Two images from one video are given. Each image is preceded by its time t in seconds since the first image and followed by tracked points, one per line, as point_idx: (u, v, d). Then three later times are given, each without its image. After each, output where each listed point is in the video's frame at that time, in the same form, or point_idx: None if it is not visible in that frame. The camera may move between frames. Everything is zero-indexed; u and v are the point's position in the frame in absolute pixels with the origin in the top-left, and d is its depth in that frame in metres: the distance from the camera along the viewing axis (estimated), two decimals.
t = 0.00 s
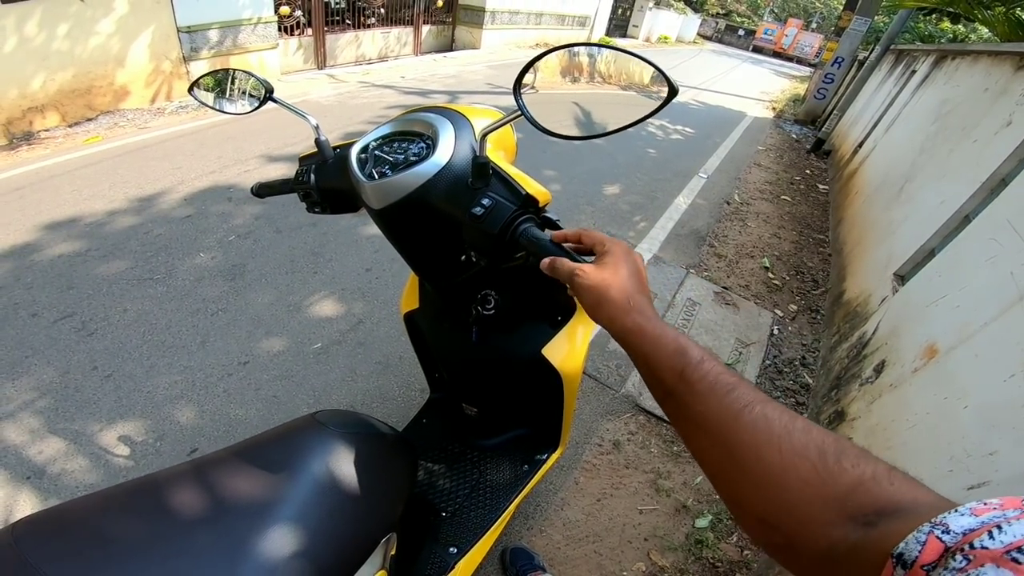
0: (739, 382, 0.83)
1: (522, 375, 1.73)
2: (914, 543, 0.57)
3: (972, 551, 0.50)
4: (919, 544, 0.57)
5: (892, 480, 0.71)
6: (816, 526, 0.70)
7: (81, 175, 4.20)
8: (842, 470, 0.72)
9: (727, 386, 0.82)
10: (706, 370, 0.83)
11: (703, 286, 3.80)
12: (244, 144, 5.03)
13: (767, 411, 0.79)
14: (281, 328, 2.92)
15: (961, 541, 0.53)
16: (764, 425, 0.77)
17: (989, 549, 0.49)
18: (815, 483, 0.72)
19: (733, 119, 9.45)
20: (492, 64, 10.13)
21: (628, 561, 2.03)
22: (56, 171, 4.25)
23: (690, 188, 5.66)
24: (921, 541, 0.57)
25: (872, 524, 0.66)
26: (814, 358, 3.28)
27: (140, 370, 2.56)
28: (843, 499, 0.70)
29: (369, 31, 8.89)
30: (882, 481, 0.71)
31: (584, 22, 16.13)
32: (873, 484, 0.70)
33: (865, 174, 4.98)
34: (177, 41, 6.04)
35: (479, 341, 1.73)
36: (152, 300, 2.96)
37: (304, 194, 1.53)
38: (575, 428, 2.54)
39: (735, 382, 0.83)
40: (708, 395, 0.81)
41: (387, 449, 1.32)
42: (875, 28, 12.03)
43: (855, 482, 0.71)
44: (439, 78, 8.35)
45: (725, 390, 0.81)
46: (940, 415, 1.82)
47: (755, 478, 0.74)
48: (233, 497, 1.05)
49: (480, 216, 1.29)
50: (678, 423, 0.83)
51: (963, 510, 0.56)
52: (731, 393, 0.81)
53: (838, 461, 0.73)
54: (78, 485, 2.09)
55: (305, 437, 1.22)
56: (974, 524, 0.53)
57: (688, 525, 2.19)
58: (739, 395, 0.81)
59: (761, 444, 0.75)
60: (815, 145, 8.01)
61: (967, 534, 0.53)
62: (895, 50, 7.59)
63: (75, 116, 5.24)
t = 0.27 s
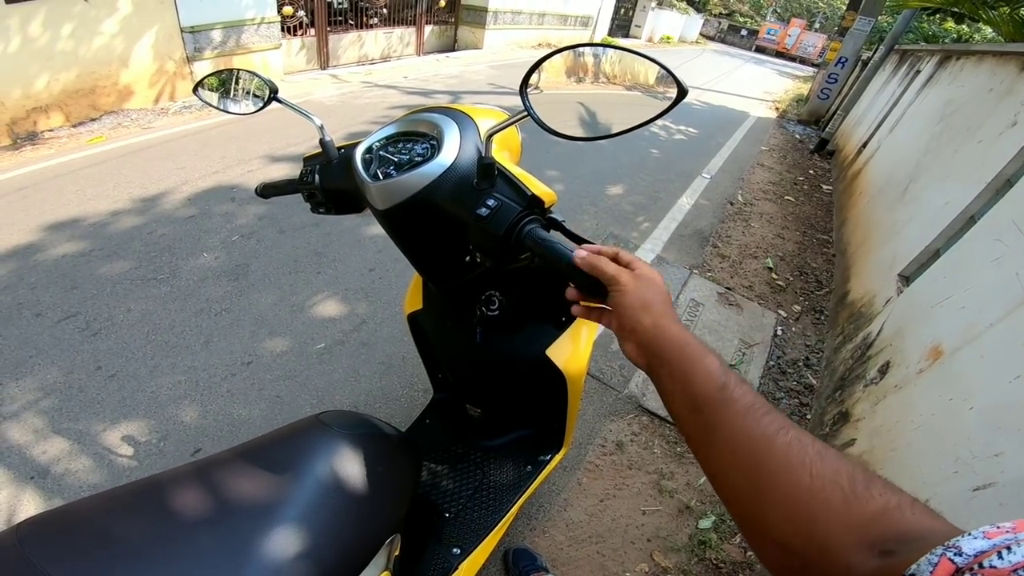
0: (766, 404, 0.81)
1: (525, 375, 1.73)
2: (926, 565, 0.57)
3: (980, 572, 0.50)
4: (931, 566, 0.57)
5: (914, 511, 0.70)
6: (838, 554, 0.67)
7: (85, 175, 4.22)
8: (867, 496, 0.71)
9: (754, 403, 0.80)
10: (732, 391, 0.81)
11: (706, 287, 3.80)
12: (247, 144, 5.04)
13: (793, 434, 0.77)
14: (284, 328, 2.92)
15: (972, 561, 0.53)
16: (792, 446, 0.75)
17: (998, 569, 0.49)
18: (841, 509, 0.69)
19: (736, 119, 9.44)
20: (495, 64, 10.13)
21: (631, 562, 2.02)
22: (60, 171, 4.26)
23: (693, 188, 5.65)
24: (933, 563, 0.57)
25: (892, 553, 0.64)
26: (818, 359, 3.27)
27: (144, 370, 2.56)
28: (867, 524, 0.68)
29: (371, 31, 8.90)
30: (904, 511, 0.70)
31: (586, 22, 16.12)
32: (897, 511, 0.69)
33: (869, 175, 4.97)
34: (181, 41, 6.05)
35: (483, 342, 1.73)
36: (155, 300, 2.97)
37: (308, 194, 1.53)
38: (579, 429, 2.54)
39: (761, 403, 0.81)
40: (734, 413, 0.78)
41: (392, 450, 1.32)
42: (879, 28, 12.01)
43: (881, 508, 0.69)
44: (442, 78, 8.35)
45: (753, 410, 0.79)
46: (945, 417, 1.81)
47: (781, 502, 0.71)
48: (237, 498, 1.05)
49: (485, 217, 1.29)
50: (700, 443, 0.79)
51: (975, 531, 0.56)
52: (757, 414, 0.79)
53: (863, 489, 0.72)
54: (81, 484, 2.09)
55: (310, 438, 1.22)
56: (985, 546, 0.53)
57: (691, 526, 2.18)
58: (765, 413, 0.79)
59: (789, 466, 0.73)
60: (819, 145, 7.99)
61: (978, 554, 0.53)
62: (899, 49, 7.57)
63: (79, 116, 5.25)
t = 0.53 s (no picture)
0: (768, 390, 0.86)
1: (523, 376, 1.73)
2: (918, 553, 0.57)
3: (976, 561, 0.50)
4: (924, 555, 0.57)
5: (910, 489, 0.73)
6: (831, 529, 0.71)
7: (82, 176, 4.20)
8: (862, 473, 0.75)
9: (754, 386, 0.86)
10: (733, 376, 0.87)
11: (704, 286, 3.80)
12: (244, 145, 5.03)
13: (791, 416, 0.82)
14: (282, 330, 2.91)
15: (967, 550, 0.52)
16: (789, 426, 0.79)
17: (994, 558, 0.49)
18: (835, 486, 0.73)
19: (733, 118, 9.45)
20: (492, 64, 10.12)
21: (630, 561, 2.02)
22: (57, 172, 4.25)
23: (691, 187, 5.66)
24: (926, 552, 0.56)
25: (886, 530, 0.68)
26: (816, 358, 3.27)
27: (142, 372, 2.56)
28: (861, 499, 0.72)
29: (368, 32, 8.89)
30: (900, 488, 0.73)
31: (583, 22, 16.12)
32: (890, 488, 0.73)
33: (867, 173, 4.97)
34: (177, 42, 6.04)
35: (481, 343, 1.73)
36: (153, 302, 2.96)
37: (305, 196, 1.53)
38: (577, 429, 2.54)
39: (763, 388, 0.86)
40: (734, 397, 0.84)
41: (390, 452, 1.31)
42: (875, 27, 12.04)
43: (873, 484, 0.73)
44: (439, 78, 8.35)
45: (754, 394, 0.84)
46: (943, 415, 1.82)
47: (776, 479, 0.76)
48: (236, 500, 1.05)
49: (481, 219, 1.28)
50: (701, 427, 0.85)
51: (969, 520, 0.56)
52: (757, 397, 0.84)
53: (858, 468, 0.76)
54: (80, 487, 2.09)
55: (309, 439, 1.22)
56: (979, 534, 0.53)
57: (690, 526, 2.18)
58: (765, 396, 0.84)
59: (785, 446, 0.77)
60: (816, 144, 8.00)
61: (972, 543, 0.53)
62: (895, 48, 7.59)
63: (75, 117, 5.24)
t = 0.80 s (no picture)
0: (754, 391, 0.83)
1: (525, 375, 1.73)
2: (912, 560, 0.56)
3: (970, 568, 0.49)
4: (916, 561, 0.56)
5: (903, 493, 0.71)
6: (823, 537, 0.68)
7: (81, 178, 4.20)
8: (853, 478, 0.72)
9: (743, 390, 0.83)
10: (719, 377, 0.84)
11: (704, 285, 3.80)
12: (244, 145, 5.03)
13: (778, 418, 0.78)
14: (283, 330, 2.91)
15: (960, 558, 0.52)
16: (776, 430, 0.76)
17: (989, 567, 0.48)
18: (825, 492, 0.70)
19: (732, 117, 9.45)
20: (491, 64, 10.12)
21: (631, 560, 2.03)
22: (57, 174, 4.25)
23: (690, 186, 5.66)
24: (919, 559, 0.56)
25: (879, 537, 0.65)
26: (817, 356, 3.28)
27: (143, 373, 2.56)
28: (854, 505, 0.69)
29: (367, 32, 8.88)
30: (892, 492, 0.70)
31: (581, 21, 16.12)
32: (884, 494, 0.70)
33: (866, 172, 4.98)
34: (176, 42, 6.03)
35: (483, 343, 1.73)
36: (154, 303, 2.96)
37: (306, 196, 1.53)
38: (579, 428, 2.54)
39: (749, 389, 0.83)
40: (719, 400, 0.80)
41: (393, 452, 1.32)
42: (873, 25, 12.05)
43: (866, 490, 0.70)
44: (438, 78, 8.35)
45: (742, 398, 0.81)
46: (943, 414, 1.82)
47: (765, 486, 0.73)
48: (239, 500, 1.05)
49: (484, 219, 1.29)
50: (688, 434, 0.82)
51: (962, 526, 0.56)
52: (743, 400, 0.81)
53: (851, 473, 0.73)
54: (82, 488, 2.09)
55: (311, 439, 1.22)
56: (973, 541, 0.53)
57: (692, 524, 2.19)
58: (754, 400, 0.81)
59: (773, 451, 0.74)
60: (815, 143, 8.01)
61: (965, 551, 0.52)
62: (893, 47, 7.60)
63: (74, 118, 5.24)
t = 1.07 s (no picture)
0: (753, 388, 0.84)
1: (527, 375, 1.74)
2: (920, 552, 0.57)
3: (979, 561, 0.50)
4: (925, 554, 0.57)
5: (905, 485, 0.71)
6: (826, 532, 0.69)
7: (84, 179, 4.22)
8: (854, 471, 0.73)
9: (743, 387, 0.84)
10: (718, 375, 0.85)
11: (705, 285, 3.81)
12: (246, 147, 5.04)
13: (779, 414, 0.80)
14: (286, 331, 2.93)
15: (967, 549, 0.53)
16: (776, 425, 0.77)
17: (997, 559, 0.49)
18: (825, 486, 0.72)
19: (732, 118, 9.47)
20: (492, 65, 10.14)
21: (633, 559, 2.04)
22: (59, 175, 4.26)
23: (691, 187, 5.67)
24: (927, 551, 0.57)
25: (881, 530, 0.66)
26: (818, 356, 3.29)
27: (147, 374, 2.57)
28: (856, 499, 0.70)
29: (367, 33, 8.90)
30: (894, 484, 0.71)
31: (582, 22, 16.13)
32: (885, 486, 0.71)
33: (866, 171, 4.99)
34: (177, 44, 6.05)
35: (485, 342, 1.74)
36: (157, 304, 2.97)
37: (310, 197, 1.54)
38: (581, 427, 2.55)
39: (748, 385, 0.84)
40: (719, 397, 0.82)
41: (397, 450, 1.33)
42: (873, 25, 12.06)
43: (867, 484, 0.71)
44: (439, 80, 8.36)
45: (742, 395, 0.82)
46: (944, 412, 1.83)
47: (765, 482, 0.74)
48: (244, 498, 1.06)
49: (487, 218, 1.29)
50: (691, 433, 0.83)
51: (971, 519, 0.56)
52: (743, 396, 0.82)
53: (853, 466, 0.73)
54: (87, 488, 2.10)
55: (315, 438, 1.23)
56: (980, 533, 0.53)
57: (694, 523, 2.19)
58: (754, 397, 0.82)
59: (774, 447, 0.75)
60: (815, 143, 8.01)
61: (974, 542, 0.53)
62: (893, 46, 7.61)
63: (77, 120, 5.25)
